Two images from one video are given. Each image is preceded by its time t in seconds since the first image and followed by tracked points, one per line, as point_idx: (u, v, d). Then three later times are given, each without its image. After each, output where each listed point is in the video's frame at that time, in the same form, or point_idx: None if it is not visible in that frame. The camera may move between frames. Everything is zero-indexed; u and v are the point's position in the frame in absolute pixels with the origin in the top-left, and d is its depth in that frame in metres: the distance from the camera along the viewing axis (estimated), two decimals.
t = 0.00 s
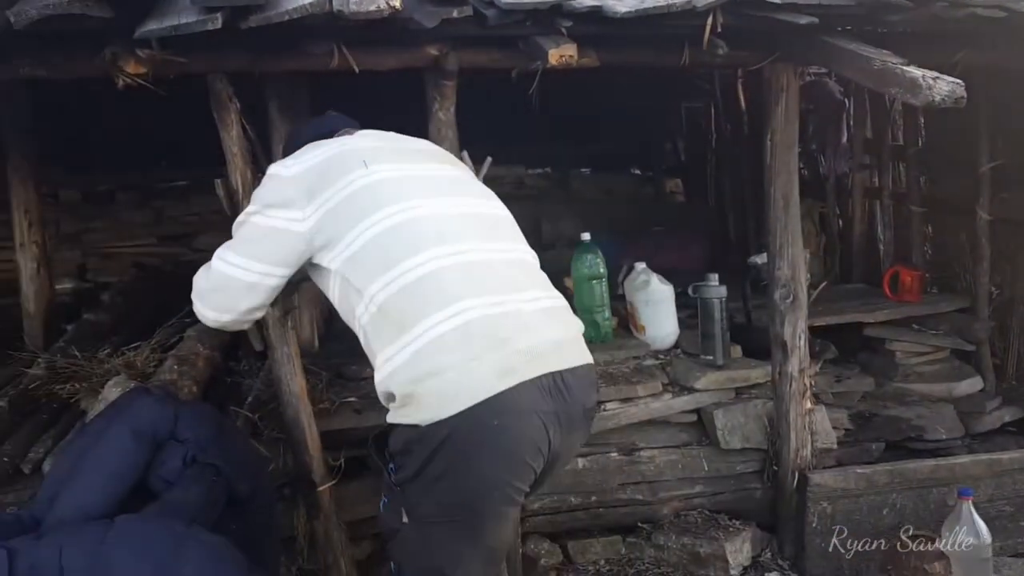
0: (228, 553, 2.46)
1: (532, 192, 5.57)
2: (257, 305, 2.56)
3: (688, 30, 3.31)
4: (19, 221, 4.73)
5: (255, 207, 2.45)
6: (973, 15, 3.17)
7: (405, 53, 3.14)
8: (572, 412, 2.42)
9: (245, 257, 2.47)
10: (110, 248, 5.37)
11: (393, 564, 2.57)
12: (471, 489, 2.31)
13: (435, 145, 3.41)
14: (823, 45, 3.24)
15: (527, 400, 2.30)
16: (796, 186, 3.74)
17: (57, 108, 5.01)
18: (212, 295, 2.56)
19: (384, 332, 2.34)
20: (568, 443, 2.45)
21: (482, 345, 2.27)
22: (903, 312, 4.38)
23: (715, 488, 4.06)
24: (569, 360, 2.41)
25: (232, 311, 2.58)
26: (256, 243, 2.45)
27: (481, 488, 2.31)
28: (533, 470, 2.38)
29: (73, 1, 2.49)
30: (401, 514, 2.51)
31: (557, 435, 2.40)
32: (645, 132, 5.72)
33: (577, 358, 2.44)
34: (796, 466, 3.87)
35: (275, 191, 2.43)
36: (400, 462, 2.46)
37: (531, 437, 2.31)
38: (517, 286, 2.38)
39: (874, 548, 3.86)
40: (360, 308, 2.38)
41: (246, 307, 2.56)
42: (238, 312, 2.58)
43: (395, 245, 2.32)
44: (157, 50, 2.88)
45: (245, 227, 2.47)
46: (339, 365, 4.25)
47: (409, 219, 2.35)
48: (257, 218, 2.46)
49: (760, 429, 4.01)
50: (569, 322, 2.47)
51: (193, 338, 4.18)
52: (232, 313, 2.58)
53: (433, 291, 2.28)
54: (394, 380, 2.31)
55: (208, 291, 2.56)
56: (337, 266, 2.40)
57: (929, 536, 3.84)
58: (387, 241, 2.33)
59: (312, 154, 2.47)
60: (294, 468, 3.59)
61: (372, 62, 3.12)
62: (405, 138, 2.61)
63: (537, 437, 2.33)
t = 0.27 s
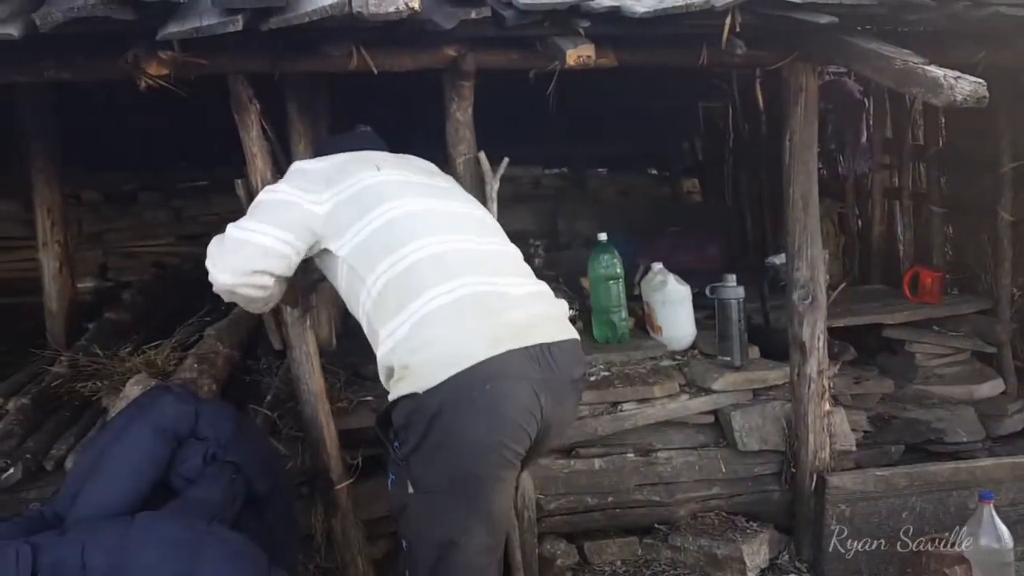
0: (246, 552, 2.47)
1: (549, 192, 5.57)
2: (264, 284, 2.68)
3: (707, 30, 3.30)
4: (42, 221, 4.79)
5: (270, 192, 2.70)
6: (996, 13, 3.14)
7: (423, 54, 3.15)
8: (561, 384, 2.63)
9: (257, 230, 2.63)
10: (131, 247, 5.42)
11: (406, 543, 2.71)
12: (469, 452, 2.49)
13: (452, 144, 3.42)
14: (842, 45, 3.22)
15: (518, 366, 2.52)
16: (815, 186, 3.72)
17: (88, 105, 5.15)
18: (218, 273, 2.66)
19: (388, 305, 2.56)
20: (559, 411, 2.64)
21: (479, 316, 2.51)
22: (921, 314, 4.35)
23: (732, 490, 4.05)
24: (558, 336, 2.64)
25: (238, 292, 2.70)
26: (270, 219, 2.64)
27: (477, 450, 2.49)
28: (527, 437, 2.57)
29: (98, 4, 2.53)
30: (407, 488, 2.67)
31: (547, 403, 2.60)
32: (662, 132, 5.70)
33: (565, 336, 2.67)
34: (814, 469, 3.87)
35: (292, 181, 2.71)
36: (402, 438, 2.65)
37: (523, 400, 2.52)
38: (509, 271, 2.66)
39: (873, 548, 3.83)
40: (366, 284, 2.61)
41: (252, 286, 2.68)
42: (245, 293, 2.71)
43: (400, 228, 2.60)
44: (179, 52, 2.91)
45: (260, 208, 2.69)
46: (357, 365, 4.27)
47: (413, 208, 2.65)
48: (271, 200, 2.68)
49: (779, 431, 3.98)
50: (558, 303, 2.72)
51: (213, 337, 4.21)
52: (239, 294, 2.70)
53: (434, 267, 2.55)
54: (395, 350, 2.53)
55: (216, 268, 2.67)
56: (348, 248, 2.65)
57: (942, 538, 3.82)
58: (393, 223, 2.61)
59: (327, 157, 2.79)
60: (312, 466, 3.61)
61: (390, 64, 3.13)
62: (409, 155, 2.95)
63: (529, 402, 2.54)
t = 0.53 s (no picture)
0: (264, 548, 2.48)
1: (565, 191, 5.57)
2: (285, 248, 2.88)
3: (725, 29, 3.29)
4: (63, 219, 4.83)
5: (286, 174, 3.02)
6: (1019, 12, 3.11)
7: (441, 54, 3.16)
8: (542, 353, 2.89)
9: (274, 197, 2.87)
10: (149, 245, 5.45)
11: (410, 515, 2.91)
12: (456, 411, 2.72)
13: (469, 143, 3.43)
14: (862, 45, 3.20)
15: (501, 331, 2.78)
16: (834, 187, 3.70)
17: (112, 104, 5.18)
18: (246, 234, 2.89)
19: (386, 272, 2.82)
20: (539, 377, 2.89)
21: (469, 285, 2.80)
22: (940, 315, 4.32)
23: (748, 492, 4.03)
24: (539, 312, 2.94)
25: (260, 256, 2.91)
26: (287, 188, 2.91)
27: (462, 409, 2.72)
28: (509, 400, 2.81)
29: (121, 4, 2.55)
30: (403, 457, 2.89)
31: (528, 369, 2.85)
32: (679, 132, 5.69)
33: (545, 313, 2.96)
34: (831, 471, 3.86)
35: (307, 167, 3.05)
36: (396, 409, 2.88)
37: (505, 362, 2.76)
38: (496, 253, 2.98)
39: (873, 548, 3.82)
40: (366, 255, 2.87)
41: (274, 248, 2.88)
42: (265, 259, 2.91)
43: (401, 211, 2.93)
44: (199, 52, 2.93)
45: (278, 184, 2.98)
46: (373, 363, 4.29)
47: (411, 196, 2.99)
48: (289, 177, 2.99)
49: (795, 433, 3.97)
50: (539, 286, 3.02)
51: (231, 334, 4.23)
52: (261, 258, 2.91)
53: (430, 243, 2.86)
54: (389, 312, 2.79)
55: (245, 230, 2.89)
56: (353, 225, 2.94)
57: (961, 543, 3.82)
58: (394, 206, 2.94)
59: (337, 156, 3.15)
60: (329, 462, 3.63)
61: (408, 63, 3.15)
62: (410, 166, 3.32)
63: (512, 366, 2.79)
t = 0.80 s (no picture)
0: (280, 545, 2.48)
1: (579, 191, 5.56)
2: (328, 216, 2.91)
3: (743, 27, 3.27)
4: (82, 218, 4.85)
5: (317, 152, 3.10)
6: None
7: (458, 54, 3.16)
8: (529, 335, 2.91)
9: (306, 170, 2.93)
10: (168, 244, 5.52)
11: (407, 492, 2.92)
12: (443, 381, 2.75)
13: (485, 143, 3.43)
14: (881, 43, 3.18)
15: (495, 308, 2.84)
16: (852, 187, 3.67)
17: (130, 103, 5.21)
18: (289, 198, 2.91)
19: (410, 241, 2.89)
20: (528, 356, 2.91)
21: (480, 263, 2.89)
22: (959, 316, 4.28)
23: (764, 493, 4.01)
24: (537, 300, 3.00)
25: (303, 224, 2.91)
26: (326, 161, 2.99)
27: (449, 379, 2.75)
28: (497, 376, 2.82)
29: (141, 5, 2.57)
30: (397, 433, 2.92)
31: (518, 349, 2.87)
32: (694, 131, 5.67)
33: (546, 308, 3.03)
34: (848, 473, 3.84)
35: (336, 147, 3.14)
36: (390, 385, 2.93)
37: (492, 335, 2.79)
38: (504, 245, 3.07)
39: (887, 550, 3.80)
40: (389, 226, 2.93)
41: (317, 215, 2.89)
42: (305, 228, 2.90)
43: (420, 194, 3.04)
44: (218, 53, 2.94)
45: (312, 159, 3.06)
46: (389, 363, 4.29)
47: (429, 186, 3.10)
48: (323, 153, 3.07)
49: (812, 434, 3.94)
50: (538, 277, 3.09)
51: (247, 332, 4.25)
52: (300, 227, 2.91)
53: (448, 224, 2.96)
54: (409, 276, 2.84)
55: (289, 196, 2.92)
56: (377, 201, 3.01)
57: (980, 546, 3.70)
58: (413, 190, 3.05)
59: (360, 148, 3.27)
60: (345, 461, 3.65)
61: (425, 63, 3.15)
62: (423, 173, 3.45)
63: (501, 341, 2.82)
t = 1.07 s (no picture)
0: (299, 543, 2.48)
1: (596, 190, 5.54)
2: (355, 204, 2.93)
3: (761, 26, 3.25)
4: (104, 218, 4.88)
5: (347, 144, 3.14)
6: None
7: (476, 55, 3.16)
8: (537, 326, 2.91)
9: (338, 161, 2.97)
10: (188, 244, 5.57)
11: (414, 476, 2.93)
12: (448, 363, 2.76)
13: (502, 143, 3.43)
14: (902, 41, 3.15)
15: (505, 296, 2.84)
16: (872, 187, 3.64)
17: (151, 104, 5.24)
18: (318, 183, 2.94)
19: (432, 230, 2.90)
20: (534, 344, 2.90)
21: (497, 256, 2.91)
22: (980, 318, 4.23)
23: (782, 495, 3.98)
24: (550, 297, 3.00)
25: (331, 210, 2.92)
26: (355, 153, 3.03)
27: (454, 361, 2.75)
28: (503, 362, 2.82)
29: (163, 6, 2.59)
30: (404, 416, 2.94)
31: (524, 337, 2.87)
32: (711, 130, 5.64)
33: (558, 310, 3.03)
34: (867, 475, 3.82)
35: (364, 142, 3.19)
36: (398, 369, 2.94)
37: (499, 321, 2.79)
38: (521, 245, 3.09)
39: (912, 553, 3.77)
40: (411, 216, 2.95)
41: (346, 202, 2.91)
42: (333, 215, 2.92)
43: (443, 188, 3.07)
44: (238, 53, 2.95)
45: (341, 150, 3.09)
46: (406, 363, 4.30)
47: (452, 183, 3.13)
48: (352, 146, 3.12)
49: (830, 437, 3.91)
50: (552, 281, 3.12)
51: (266, 331, 4.26)
52: (328, 213, 2.92)
53: (469, 218, 2.98)
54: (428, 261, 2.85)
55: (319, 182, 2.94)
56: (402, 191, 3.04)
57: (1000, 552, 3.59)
58: (436, 184, 3.07)
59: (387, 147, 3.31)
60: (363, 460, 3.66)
61: (442, 64, 3.15)
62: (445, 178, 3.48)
63: (507, 328, 2.81)
